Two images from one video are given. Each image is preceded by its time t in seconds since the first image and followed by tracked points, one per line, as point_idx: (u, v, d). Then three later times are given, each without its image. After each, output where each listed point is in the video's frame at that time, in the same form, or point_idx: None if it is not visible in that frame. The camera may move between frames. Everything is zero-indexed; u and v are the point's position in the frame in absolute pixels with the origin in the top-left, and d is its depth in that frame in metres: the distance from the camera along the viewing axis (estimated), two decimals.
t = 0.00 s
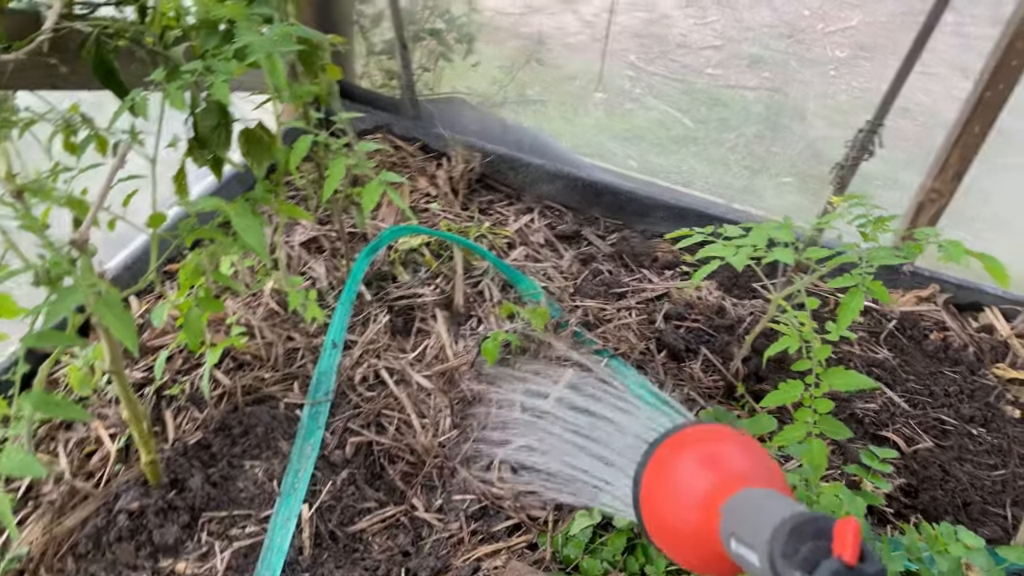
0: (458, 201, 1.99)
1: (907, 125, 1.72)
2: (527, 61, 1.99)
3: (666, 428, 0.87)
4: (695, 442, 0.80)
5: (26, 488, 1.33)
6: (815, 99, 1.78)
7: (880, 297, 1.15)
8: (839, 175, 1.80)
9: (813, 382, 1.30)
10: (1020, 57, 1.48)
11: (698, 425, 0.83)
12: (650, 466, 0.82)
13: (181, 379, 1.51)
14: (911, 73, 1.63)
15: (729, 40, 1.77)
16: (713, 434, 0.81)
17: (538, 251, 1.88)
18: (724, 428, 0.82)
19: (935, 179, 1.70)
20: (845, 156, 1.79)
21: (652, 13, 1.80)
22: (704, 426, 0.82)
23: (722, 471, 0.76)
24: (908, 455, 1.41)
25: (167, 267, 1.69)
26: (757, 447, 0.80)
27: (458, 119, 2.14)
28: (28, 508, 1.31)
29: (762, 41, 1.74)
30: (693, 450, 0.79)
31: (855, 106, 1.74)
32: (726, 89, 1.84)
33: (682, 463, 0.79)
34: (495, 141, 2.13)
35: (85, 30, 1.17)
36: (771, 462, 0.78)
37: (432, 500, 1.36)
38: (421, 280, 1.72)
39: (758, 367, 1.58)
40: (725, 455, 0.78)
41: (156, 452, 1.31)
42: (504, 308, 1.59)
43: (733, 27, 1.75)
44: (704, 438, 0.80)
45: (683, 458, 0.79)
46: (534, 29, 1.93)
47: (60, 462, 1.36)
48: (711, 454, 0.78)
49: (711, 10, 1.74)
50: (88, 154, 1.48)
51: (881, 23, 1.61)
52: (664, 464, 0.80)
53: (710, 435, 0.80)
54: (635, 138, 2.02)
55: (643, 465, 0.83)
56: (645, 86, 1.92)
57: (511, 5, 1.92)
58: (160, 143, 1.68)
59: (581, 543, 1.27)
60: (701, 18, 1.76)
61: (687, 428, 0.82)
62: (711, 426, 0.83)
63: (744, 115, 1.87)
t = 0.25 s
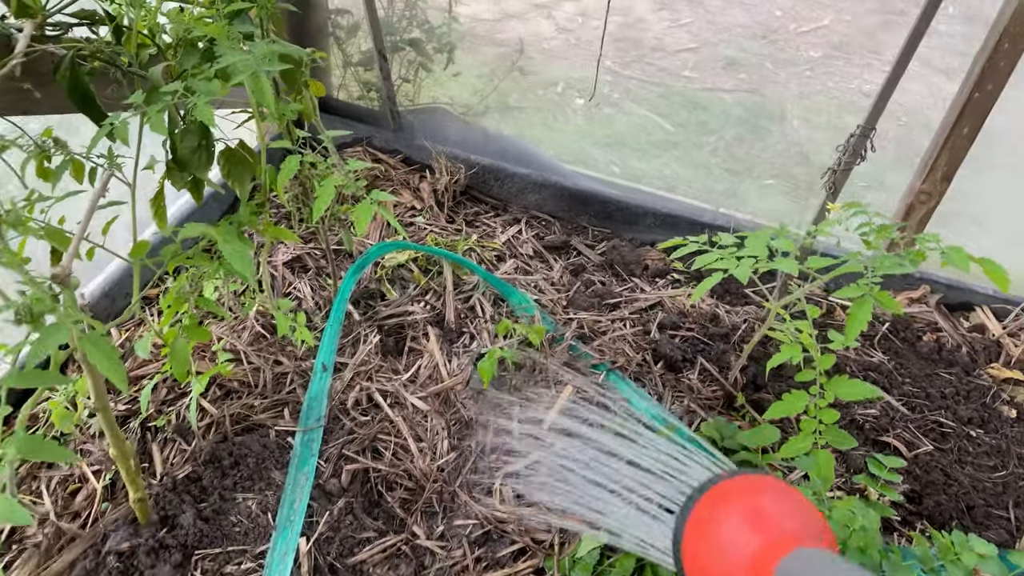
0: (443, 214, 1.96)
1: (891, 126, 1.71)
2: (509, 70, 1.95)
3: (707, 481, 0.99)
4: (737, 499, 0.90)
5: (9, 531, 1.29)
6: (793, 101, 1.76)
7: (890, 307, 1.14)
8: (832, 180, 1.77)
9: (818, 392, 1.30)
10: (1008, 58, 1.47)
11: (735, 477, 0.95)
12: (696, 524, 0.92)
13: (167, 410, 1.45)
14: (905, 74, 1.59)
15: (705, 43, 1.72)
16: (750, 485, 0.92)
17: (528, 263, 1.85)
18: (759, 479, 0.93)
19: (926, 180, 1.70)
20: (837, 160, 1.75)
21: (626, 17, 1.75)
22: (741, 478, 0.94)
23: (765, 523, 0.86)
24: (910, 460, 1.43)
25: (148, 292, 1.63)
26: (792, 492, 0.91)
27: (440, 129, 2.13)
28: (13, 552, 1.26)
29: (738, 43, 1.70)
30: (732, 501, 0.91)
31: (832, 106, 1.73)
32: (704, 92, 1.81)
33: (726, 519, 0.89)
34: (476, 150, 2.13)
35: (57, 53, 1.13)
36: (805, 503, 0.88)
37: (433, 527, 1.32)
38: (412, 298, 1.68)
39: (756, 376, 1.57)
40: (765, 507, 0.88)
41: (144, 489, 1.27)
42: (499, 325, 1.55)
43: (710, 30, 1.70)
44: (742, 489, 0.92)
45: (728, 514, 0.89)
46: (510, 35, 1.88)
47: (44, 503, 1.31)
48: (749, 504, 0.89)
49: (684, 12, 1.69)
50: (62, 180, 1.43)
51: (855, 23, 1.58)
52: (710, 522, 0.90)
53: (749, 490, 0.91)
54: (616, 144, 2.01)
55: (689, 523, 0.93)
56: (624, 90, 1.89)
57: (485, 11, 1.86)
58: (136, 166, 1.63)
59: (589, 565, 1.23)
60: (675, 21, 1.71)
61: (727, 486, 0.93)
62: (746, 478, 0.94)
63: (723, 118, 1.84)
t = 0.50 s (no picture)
0: (427, 224, 1.93)
1: (872, 126, 1.72)
2: (489, 75, 1.93)
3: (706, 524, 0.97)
4: (741, 543, 0.90)
5: None
6: (774, 101, 1.76)
7: (885, 315, 1.13)
8: (820, 183, 1.73)
9: (812, 399, 1.30)
10: (992, 60, 1.48)
11: (738, 522, 0.93)
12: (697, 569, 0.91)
13: (148, 433, 1.41)
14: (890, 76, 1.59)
15: (684, 45, 1.72)
16: (753, 530, 0.91)
17: (514, 271, 1.83)
18: (761, 523, 0.93)
19: (910, 182, 1.70)
20: (824, 165, 1.72)
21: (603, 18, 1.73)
22: (744, 524, 0.93)
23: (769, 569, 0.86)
24: (904, 465, 1.47)
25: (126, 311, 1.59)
26: (795, 537, 0.90)
27: (421, 137, 2.10)
28: None
29: (717, 45, 1.70)
30: (737, 551, 0.89)
31: (813, 106, 1.74)
32: (684, 93, 1.81)
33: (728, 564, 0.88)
34: (458, 156, 2.11)
35: (27, 69, 1.12)
36: (812, 550, 0.88)
37: (425, 547, 1.30)
38: (398, 310, 1.65)
39: (747, 383, 1.56)
40: (768, 552, 0.87)
41: (127, 516, 1.23)
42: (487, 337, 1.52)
43: (690, 31, 1.70)
44: (746, 537, 0.90)
45: (730, 560, 0.89)
46: (490, 40, 1.87)
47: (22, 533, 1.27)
48: (753, 550, 0.88)
49: (663, 12, 1.69)
50: (34, 198, 1.39)
51: (833, 21, 1.58)
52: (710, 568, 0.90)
53: (752, 533, 0.90)
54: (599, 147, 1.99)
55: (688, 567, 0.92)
56: (605, 93, 1.87)
57: (463, 14, 1.84)
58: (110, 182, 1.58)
59: None
60: (652, 21, 1.71)
61: (729, 528, 0.92)
62: (749, 524, 0.93)
63: (704, 120, 1.84)
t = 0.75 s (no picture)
0: (408, 224, 1.91)
1: (856, 119, 1.70)
2: (470, 72, 1.90)
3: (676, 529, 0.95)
4: (711, 548, 0.88)
5: None
6: (758, 94, 1.74)
7: (867, 310, 1.11)
8: (802, 178, 1.70)
9: (797, 395, 1.28)
10: (974, 50, 1.47)
11: (709, 527, 0.91)
12: None
13: (124, 442, 1.38)
14: (872, 67, 1.57)
15: (667, 39, 1.71)
16: (724, 534, 0.90)
17: (497, 271, 1.81)
18: (732, 528, 0.91)
19: (894, 175, 1.70)
20: (807, 159, 1.69)
21: (588, 14, 1.72)
22: (714, 528, 0.91)
23: None
24: (890, 459, 1.46)
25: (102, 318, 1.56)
26: (766, 542, 0.88)
27: (402, 136, 2.08)
28: None
29: (700, 38, 1.69)
30: (707, 556, 0.87)
31: (798, 100, 1.72)
32: (667, 88, 1.79)
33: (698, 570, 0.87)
34: (439, 155, 2.08)
35: None
36: (782, 553, 0.86)
37: (408, 552, 1.28)
38: (379, 312, 1.63)
39: (733, 380, 1.55)
40: (739, 559, 0.86)
41: (102, 527, 1.20)
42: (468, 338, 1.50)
43: (673, 26, 1.69)
44: (716, 542, 0.89)
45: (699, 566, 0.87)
46: (471, 36, 1.84)
47: None
48: (723, 556, 0.87)
49: (645, 6, 1.68)
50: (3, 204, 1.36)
51: (816, 13, 1.58)
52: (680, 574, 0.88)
53: (722, 537, 0.89)
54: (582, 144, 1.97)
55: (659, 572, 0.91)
56: (588, 89, 1.85)
57: (444, 11, 1.82)
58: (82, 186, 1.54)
59: None
60: (635, 16, 1.70)
61: (699, 533, 0.91)
62: (720, 528, 0.91)
63: (689, 115, 1.82)
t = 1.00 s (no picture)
0: (393, 217, 1.91)
1: (841, 105, 1.70)
2: (454, 65, 1.90)
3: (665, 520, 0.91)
4: (701, 537, 0.83)
5: None
6: (744, 84, 1.74)
7: (849, 294, 1.11)
8: (786, 164, 1.78)
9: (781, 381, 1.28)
10: (953, 35, 1.47)
11: (697, 516, 0.87)
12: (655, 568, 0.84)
13: (108, 437, 1.37)
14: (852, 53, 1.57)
15: (654, 31, 1.70)
16: (714, 523, 0.85)
17: (483, 263, 1.81)
18: (722, 517, 0.87)
19: (879, 160, 1.69)
20: (789, 145, 1.76)
21: (574, 7, 1.72)
22: (703, 517, 0.87)
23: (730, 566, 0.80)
24: (876, 444, 1.46)
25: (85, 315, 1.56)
26: (757, 531, 0.84)
27: (387, 130, 2.07)
28: None
29: (687, 28, 1.68)
30: (697, 546, 0.83)
31: (782, 87, 1.72)
32: (655, 79, 1.79)
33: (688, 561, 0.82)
34: (425, 148, 2.08)
35: None
36: (774, 542, 0.82)
37: (394, 543, 1.27)
38: (364, 305, 1.62)
39: (718, 367, 1.55)
40: (730, 548, 0.82)
41: (85, 523, 1.19)
42: (453, 330, 1.50)
43: (658, 16, 1.68)
44: (706, 531, 0.84)
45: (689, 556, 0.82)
46: (455, 29, 1.83)
47: None
48: (714, 545, 0.82)
49: None
50: None
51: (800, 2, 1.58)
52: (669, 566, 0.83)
53: (712, 526, 0.85)
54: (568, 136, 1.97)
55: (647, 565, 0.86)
56: (574, 81, 1.85)
57: (429, 5, 1.81)
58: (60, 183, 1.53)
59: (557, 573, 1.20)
60: (621, 7, 1.69)
61: (688, 522, 0.86)
62: (709, 517, 0.87)
63: (675, 105, 1.82)
